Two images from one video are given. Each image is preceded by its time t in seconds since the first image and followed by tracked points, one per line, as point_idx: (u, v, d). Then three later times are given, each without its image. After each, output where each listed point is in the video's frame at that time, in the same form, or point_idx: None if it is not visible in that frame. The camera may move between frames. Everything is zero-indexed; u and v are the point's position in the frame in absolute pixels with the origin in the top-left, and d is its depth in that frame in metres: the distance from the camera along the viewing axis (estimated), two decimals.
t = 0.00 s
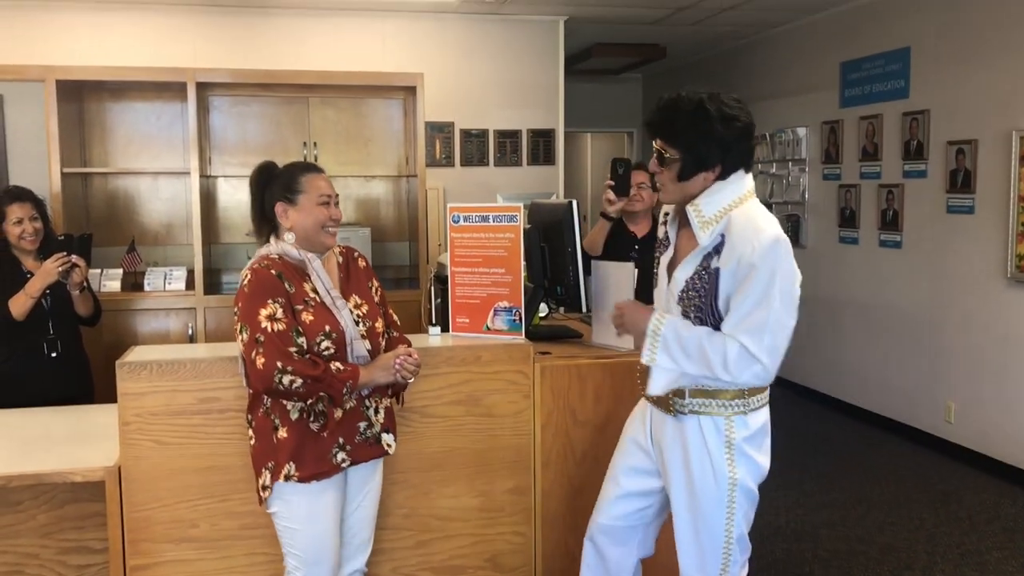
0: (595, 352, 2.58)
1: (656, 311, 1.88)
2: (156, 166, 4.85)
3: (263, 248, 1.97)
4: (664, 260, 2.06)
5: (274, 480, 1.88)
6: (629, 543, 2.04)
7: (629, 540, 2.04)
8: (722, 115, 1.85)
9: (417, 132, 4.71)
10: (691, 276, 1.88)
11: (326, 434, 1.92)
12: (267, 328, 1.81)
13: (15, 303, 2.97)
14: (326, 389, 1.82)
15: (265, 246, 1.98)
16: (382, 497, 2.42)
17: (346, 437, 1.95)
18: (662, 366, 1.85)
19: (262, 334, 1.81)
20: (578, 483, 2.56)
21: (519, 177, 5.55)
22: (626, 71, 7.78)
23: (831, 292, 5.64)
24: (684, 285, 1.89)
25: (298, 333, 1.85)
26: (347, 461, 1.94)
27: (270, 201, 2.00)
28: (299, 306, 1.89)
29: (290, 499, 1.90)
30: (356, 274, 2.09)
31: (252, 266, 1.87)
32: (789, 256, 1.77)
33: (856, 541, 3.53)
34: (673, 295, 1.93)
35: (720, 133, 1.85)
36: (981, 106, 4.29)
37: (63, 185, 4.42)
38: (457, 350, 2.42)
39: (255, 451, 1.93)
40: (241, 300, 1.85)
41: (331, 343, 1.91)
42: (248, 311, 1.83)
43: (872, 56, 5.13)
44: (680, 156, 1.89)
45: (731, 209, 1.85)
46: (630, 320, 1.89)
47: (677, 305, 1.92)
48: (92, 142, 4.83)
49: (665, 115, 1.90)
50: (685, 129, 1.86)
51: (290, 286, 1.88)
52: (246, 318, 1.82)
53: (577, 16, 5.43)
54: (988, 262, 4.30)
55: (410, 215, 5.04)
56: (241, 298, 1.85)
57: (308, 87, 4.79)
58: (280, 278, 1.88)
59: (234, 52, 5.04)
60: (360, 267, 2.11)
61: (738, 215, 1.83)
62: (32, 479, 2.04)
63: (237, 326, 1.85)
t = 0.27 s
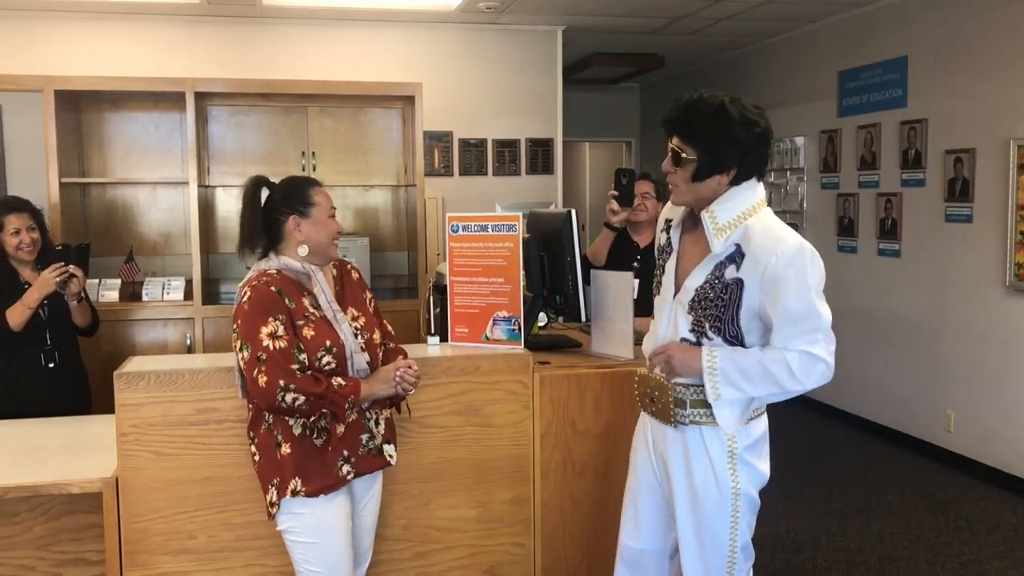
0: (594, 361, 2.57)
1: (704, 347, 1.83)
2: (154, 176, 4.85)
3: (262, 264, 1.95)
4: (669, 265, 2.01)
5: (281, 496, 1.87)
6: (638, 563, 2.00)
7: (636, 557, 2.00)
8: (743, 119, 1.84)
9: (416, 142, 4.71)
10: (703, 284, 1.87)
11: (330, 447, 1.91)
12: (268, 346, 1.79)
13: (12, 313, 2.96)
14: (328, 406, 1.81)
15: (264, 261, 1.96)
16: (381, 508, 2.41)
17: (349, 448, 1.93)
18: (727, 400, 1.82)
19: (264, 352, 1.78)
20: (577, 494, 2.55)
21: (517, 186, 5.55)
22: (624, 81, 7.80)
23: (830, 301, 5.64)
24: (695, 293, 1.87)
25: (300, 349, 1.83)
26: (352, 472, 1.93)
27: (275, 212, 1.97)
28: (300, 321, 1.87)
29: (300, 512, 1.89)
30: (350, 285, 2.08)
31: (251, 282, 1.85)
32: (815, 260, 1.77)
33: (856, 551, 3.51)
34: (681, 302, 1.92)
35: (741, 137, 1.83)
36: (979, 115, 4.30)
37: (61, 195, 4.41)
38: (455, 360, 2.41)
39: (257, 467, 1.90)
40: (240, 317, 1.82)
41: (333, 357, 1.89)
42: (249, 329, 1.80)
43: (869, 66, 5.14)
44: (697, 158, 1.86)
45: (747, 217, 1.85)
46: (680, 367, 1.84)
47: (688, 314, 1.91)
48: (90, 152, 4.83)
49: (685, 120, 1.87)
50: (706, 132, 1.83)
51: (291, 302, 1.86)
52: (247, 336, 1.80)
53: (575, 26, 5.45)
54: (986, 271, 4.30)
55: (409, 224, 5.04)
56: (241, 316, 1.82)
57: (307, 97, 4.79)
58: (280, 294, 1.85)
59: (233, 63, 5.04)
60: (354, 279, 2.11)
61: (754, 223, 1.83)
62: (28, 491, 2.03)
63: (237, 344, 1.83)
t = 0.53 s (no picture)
0: (591, 366, 2.58)
1: (697, 346, 1.82)
2: (151, 180, 4.85)
3: (249, 266, 1.93)
4: (664, 274, 1.99)
5: (270, 502, 1.86)
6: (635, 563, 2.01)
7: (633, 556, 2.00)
8: (726, 131, 1.85)
9: (414, 146, 4.72)
10: (702, 291, 1.86)
11: (321, 452, 1.92)
12: (264, 350, 1.78)
13: (8, 317, 2.96)
14: (324, 409, 1.82)
15: (249, 264, 1.94)
16: (377, 513, 2.40)
17: (340, 453, 1.95)
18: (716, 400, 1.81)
19: (261, 355, 1.78)
20: (574, 499, 2.55)
21: (514, 191, 5.56)
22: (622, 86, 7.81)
23: (828, 306, 5.64)
24: (694, 301, 1.86)
25: (295, 352, 1.83)
26: (342, 477, 1.95)
27: (259, 219, 1.96)
28: (293, 324, 1.86)
29: (285, 517, 1.88)
30: (331, 292, 2.09)
31: (243, 286, 1.83)
32: (811, 267, 1.78)
33: (853, 556, 3.51)
34: (681, 309, 1.90)
35: (727, 150, 1.84)
36: (976, 121, 4.31)
37: (58, 198, 4.41)
38: (452, 365, 2.41)
39: (245, 473, 1.89)
40: (232, 321, 1.81)
41: (326, 360, 1.90)
42: (243, 332, 1.79)
43: (866, 71, 5.15)
44: (685, 174, 1.86)
45: (741, 224, 1.85)
46: (673, 363, 1.82)
47: (689, 320, 1.89)
48: (87, 155, 4.83)
49: (670, 134, 1.88)
50: (690, 147, 1.84)
51: (284, 305, 1.85)
52: (241, 340, 1.79)
53: (573, 31, 5.45)
54: (983, 276, 4.30)
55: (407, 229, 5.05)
56: (234, 320, 1.80)
57: (305, 101, 4.80)
58: (273, 297, 1.84)
59: (231, 67, 5.05)
60: (335, 285, 2.12)
61: (749, 230, 1.83)
62: (23, 495, 2.03)
63: (229, 348, 1.81)
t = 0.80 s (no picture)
0: (590, 368, 2.59)
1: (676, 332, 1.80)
2: (153, 180, 4.85)
3: (234, 261, 1.92)
4: (637, 279, 1.94)
5: (240, 498, 1.81)
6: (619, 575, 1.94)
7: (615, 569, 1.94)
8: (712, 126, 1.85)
9: (415, 147, 4.72)
10: (683, 285, 1.84)
11: (298, 451, 1.88)
12: (247, 344, 1.76)
13: (10, 316, 2.96)
14: (305, 407, 1.80)
15: (234, 259, 1.94)
16: (377, 514, 2.40)
17: (316, 454, 1.91)
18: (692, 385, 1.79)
19: (243, 349, 1.76)
20: (574, 500, 2.55)
21: (516, 192, 5.56)
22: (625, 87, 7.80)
23: (830, 308, 5.63)
24: (675, 293, 1.84)
25: (278, 348, 1.82)
26: (316, 479, 1.91)
27: (243, 213, 1.97)
28: (278, 320, 1.85)
29: (253, 515, 1.84)
30: (318, 292, 2.08)
31: (229, 279, 1.82)
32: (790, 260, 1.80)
33: (853, 559, 3.50)
34: (660, 308, 1.87)
35: (712, 143, 1.84)
36: (979, 123, 4.30)
37: (60, 198, 4.42)
38: (452, 366, 2.41)
39: (218, 465, 1.83)
40: (215, 314, 1.79)
41: (309, 358, 1.88)
42: (226, 325, 1.77)
43: (869, 73, 5.15)
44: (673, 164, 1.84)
45: (720, 218, 1.85)
46: (652, 344, 1.78)
47: (669, 315, 1.86)
48: (90, 155, 4.84)
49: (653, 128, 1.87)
50: (679, 135, 1.83)
51: (269, 301, 1.84)
52: (224, 334, 1.77)
53: (576, 31, 5.45)
54: (986, 278, 4.29)
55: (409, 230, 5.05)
56: (217, 313, 1.78)
57: (307, 101, 4.80)
58: (258, 292, 1.83)
59: (233, 67, 5.05)
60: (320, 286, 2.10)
61: (729, 224, 1.84)
62: (23, 495, 2.03)
63: (211, 341, 1.78)
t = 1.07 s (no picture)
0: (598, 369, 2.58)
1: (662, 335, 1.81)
2: (162, 178, 4.87)
3: (229, 259, 1.93)
4: (605, 280, 1.95)
5: (229, 497, 1.81)
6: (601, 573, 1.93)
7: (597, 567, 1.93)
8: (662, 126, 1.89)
9: (424, 146, 4.72)
10: (652, 283, 1.85)
11: (287, 452, 1.86)
12: (237, 342, 1.76)
13: (20, 314, 2.98)
14: (294, 407, 1.79)
15: (230, 257, 1.94)
16: (382, 513, 2.40)
17: (306, 456, 1.89)
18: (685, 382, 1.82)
19: (233, 347, 1.76)
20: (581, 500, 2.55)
21: (525, 191, 5.56)
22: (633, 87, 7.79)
23: (838, 309, 5.61)
24: (647, 292, 1.84)
25: (269, 347, 1.82)
26: (306, 480, 1.88)
27: (242, 211, 1.97)
28: (270, 320, 1.85)
29: (242, 514, 1.84)
30: (314, 294, 2.09)
31: (223, 276, 1.82)
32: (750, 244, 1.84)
33: (861, 560, 3.49)
34: (630, 305, 1.87)
35: (661, 141, 1.87)
36: (989, 123, 4.28)
37: (69, 196, 4.44)
38: (458, 365, 2.41)
39: (208, 466, 1.84)
40: (208, 312, 1.79)
41: (300, 358, 1.88)
42: (218, 323, 1.77)
43: (879, 73, 5.12)
44: (628, 165, 1.88)
45: (680, 214, 1.87)
46: (645, 355, 1.78)
47: (640, 313, 1.87)
48: (99, 154, 4.86)
49: (606, 133, 1.91)
50: (632, 138, 1.86)
51: (262, 300, 1.85)
52: (215, 331, 1.77)
53: (584, 31, 5.44)
54: (996, 279, 4.27)
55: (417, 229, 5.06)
56: (210, 310, 1.79)
57: (315, 101, 4.81)
58: (251, 291, 1.83)
59: (241, 66, 5.06)
60: (317, 289, 2.11)
61: (689, 219, 1.86)
62: (31, 492, 2.04)
63: (203, 338, 1.79)
